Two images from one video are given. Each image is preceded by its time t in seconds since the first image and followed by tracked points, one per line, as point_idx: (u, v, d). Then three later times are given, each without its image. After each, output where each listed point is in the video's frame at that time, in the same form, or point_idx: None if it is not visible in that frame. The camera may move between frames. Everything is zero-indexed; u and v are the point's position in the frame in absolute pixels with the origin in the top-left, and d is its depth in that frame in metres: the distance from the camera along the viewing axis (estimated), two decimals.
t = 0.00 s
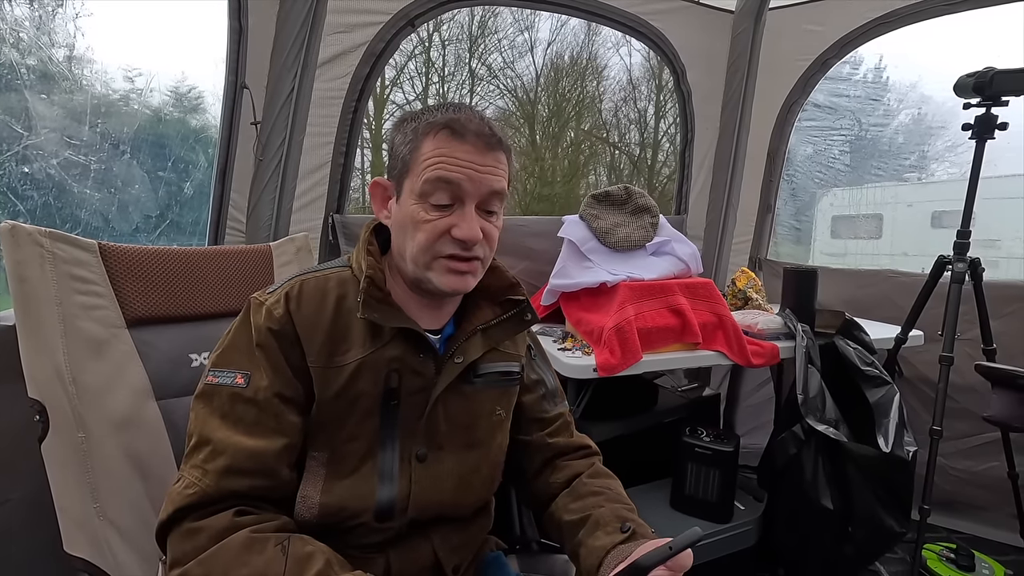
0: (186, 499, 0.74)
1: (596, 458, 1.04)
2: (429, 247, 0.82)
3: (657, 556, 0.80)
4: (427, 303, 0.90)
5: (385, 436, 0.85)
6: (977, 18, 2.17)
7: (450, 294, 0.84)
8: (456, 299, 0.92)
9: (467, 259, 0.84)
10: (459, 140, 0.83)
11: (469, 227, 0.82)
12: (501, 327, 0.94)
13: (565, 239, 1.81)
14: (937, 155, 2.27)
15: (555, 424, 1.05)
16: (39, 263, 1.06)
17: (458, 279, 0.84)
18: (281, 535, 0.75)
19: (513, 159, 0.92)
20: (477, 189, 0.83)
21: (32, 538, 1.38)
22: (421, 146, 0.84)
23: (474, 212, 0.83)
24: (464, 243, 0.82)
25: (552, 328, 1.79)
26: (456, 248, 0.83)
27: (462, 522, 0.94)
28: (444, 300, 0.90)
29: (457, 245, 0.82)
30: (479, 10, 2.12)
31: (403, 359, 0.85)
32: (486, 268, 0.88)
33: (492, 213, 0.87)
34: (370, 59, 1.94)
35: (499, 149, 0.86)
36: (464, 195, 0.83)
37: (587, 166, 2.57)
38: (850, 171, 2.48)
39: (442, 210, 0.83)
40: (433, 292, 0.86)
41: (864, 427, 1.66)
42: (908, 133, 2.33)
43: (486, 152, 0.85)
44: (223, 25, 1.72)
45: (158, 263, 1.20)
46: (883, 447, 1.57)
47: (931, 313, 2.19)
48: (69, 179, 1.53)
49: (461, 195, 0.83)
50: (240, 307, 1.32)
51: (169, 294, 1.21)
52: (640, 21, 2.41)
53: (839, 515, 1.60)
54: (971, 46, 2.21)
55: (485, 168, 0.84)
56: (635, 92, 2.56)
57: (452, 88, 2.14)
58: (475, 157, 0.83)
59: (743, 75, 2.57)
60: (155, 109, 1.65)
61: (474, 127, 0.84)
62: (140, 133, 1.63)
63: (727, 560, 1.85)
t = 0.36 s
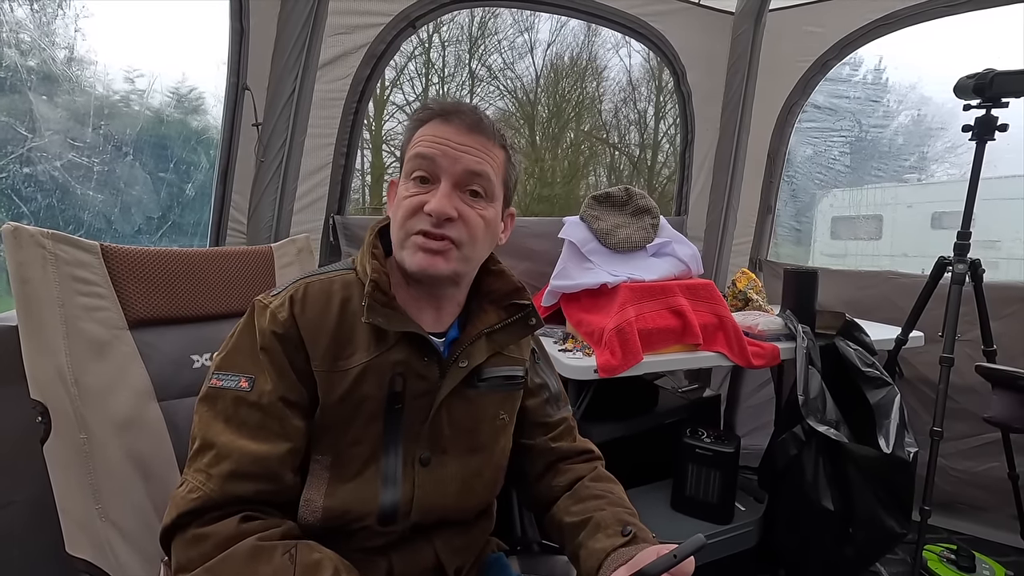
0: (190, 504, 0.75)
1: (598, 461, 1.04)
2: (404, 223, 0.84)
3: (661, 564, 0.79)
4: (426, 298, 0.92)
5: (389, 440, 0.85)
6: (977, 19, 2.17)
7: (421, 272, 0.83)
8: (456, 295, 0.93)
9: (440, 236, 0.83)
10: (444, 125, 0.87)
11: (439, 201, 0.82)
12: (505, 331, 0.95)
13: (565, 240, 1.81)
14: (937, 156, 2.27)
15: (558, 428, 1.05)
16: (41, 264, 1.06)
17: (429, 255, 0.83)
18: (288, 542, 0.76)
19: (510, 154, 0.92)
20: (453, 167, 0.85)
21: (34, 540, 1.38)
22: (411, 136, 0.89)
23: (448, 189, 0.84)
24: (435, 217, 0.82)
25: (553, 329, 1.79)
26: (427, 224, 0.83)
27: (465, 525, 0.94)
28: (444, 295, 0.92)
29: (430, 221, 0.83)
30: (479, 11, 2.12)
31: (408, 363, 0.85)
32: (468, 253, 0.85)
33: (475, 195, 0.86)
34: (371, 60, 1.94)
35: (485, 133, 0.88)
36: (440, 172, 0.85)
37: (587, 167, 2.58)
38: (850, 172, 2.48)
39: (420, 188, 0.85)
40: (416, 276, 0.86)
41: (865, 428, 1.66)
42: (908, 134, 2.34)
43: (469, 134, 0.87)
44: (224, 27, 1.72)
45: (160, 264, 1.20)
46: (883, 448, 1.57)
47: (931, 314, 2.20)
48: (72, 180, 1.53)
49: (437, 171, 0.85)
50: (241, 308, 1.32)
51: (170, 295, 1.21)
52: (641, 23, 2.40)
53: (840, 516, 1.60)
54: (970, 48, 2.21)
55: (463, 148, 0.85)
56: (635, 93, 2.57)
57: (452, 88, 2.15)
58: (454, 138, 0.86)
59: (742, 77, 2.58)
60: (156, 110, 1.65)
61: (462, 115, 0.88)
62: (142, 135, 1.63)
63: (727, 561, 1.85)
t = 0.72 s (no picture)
0: (192, 507, 0.75)
1: (600, 463, 1.05)
2: (410, 235, 0.85)
3: (657, 550, 0.82)
4: (432, 306, 0.91)
5: (392, 443, 0.86)
6: (976, 20, 2.18)
7: (427, 286, 0.84)
8: (461, 303, 0.93)
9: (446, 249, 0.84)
10: (449, 133, 0.87)
11: (444, 214, 0.83)
12: (508, 335, 0.95)
13: (565, 241, 1.82)
14: (937, 157, 2.28)
15: (561, 431, 1.05)
16: (43, 266, 1.06)
17: (435, 269, 0.84)
18: (289, 554, 0.75)
19: (515, 160, 0.92)
20: (459, 178, 0.85)
21: (36, 541, 1.38)
22: (416, 143, 0.89)
23: (453, 200, 0.84)
24: (440, 231, 0.83)
25: (553, 330, 1.80)
26: (433, 237, 0.84)
27: (467, 526, 0.95)
28: (448, 305, 0.92)
29: (436, 234, 0.84)
30: (479, 12, 2.13)
31: (411, 366, 0.85)
32: (474, 264, 0.86)
33: (480, 205, 0.86)
34: (371, 62, 1.94)
35: (491, 143, 0.88)
36: (445, 183, 0.85)
37: (586, 168, 2.56)
38: (849, 173, 2.49)
39: (425, 199, 0.86)
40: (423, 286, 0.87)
41: (864, 428, 1.67)
42: (907, 135, 2.34)
43: (474, 144, 0.86)
44: (225, 28, 1.72)
45: (161, 266, 1.21)
46: (883, 449, 1.58)
47: (930, 315, 2.20)
48: (75, 182, 1.54)
49: (443, 183, 0.85)
50: (242, 309, 1.33)
51: (171, 296, 1.22)
52: (640, 24, 2.42)
53: (839, 516, 1.60)
54: (969, 49, 2.22)
55: (469, 160, 0.85)
56: (635, 94, 2.57)
57: (451, 89, 2.15)
58: (460, 149, 0.86)
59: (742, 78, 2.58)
60: (156, 110, 1.65)
61: (466, 122, 0.87)
62: (145, 136, 1.63)
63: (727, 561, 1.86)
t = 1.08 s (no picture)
0: (193, 509, 0.75)
1: (601, 465, 1.05)
2: (416, 241, 0.85)
3: (660, 559, 0.80)
4: (433, 308, 0.92)
5: (393, 445, 0.86)
6: (976, 21, 2.18)
7: (434, 293, 0.84)
8: (464, 306, 0.93)
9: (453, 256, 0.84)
10: (456, 139, 0.86)
11: (452, 221, 0.83)
12: (509, 338, 0.95)
13: (565, 242, 1.82)
14: (937, 158, 2.28)
15: (562, 433, 1.05)
16: (44, 266, 1.06)
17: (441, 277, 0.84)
18: (289, 555, 0.75)
19: (520, 166, 0.92)
20: (466, 185, 0.85)
21: (36, 542, 1.38)
22: (421, 148, 0.89)
23: (460, 207, 0.85)
24: (448, 237, 0.83)
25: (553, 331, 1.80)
26: (441, 244, 0.84)
27: (467, 528, 0.95)
28: (451, 308, 0.92)
29: (443, 241, 0.84)
30: (479, 13, 2.13)
31: (413, 368, 0.86)
32: (480, 270, 0.87)
33: (487, 212, 0.87)
34: (371, 63, 1.95)
35: (497, 149, 0.88)
36: (452, 190, 0.85)
37: (586, 168, 2.56)
38: (849, 173, 2.49)
39: (432, 205, 0.86)
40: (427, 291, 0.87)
41: (864, 429, 1.67)
42: (907, 136, 2.34)
43: (481, 151, 0.86)
44: (226, 29, 1.72)
45: (162, 267, 1.21)
46: (883, 450, 1.58)
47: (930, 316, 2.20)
48: (78, 184, 1.54)
49: (449, 189, 0.85)
50: (243, 310, 1.33)
51: (172, 297, 1.22)
52: (640, 25, 2.43)
53: (839, 517, 1.60)
54: (969, 50, 2.22)
55: (477, 167, 0.85)
56: (635, 95, 2.57)
57: (451, 90, 2.15)
58: (467, 155, 0.86)
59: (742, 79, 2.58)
60: (157, 111, 1.65)
61: (472, 128, 0.87)
62: (147, 138, 1.63)
63: (727, 562, 1.86)
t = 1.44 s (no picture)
0: (192, 506, 0.75)
1: (599, 466, 1.05)
2: (441, 264, 0.82)
3: (661, 559, 0.81)
4: (434, 312, 0.90)
5: (391, 444, 0.86)
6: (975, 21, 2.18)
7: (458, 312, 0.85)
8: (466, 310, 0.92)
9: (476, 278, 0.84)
10: (478, 159, 0.82)
11: (481, 247, 0.82)
12: (508, 337, 0.95)
13: (565, 242, 1.82)
14: (936, 158, 2.28)
15: (560, 433, 1.05)
16: (42, 266, 1.06)
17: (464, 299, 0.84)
18: (288, 554, 0.75)
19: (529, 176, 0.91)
20: (492, 209, 0.83)
21: (36, 541, 1.38)
22: (437, 163, 0.83)
23: (486, 231, 0.83)
24: (476, 262, 0.82)
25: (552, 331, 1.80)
26: (467, 268, 0.83)
27: (465, 528, 0.94)
28: (454, 312, 0.91)
29: (470, 265, 0.83)
30: (478, 13, 2.13)
31: (411, 367, 0.86)
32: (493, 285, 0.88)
33: (505, 230, 0.86)
34: (371, 63, 1.95)
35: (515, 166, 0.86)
36: (478, 214, 0.82)
37: (586, 168, 2.56)
38: (849, 174, 2.49)
39: (455, 230, 0.82)
40: (443, 305, 0.87)
41: (864, 429, 1.67)
42: (906, 136, 2.34)
43: (504, 171, 0.84)
44: (225, 29, 1.72)
45: (161, 267, 1.21)
46: (882, 451, 1.58)
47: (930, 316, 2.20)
48: (78, 184, 1.54)
49: (475, 214, 0.82)
50: (242, 310, 1.33)
51: (170, 297, 1.22)
52: (640, 26, 2.43)
53: (839, 518, 1.60)
54: (968, 50, 2.21)
55: (501, 189, 0.83)
56: (635, 95, 2.57)
57: (451, 91, 2.15)
58: (492, 177, 0.83)
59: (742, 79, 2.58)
60: (156, 112, 1.65)
61: (493, 146, 0.83)
62: (146, 138, 1.64)
63: (726, 563, 1.86)
